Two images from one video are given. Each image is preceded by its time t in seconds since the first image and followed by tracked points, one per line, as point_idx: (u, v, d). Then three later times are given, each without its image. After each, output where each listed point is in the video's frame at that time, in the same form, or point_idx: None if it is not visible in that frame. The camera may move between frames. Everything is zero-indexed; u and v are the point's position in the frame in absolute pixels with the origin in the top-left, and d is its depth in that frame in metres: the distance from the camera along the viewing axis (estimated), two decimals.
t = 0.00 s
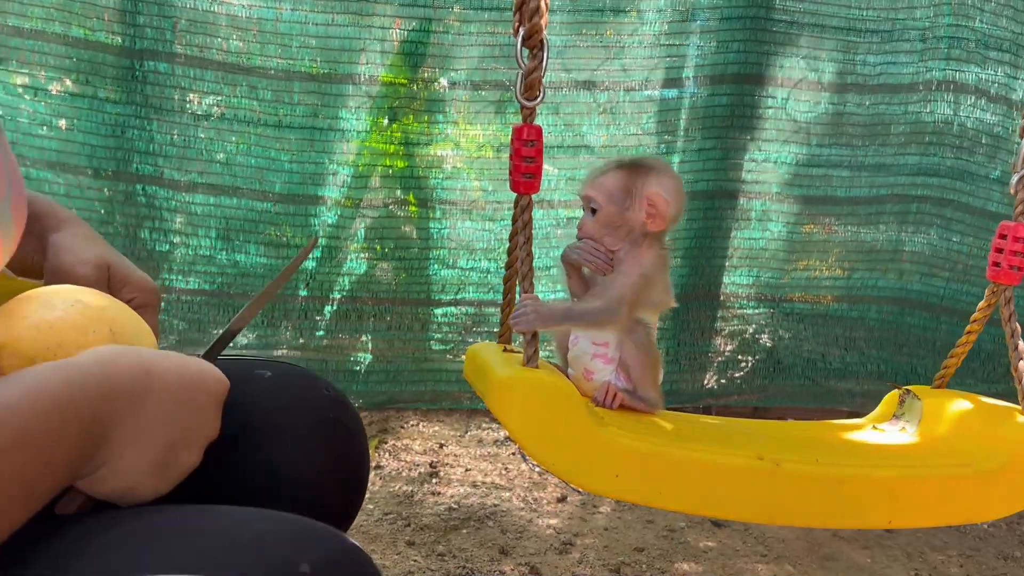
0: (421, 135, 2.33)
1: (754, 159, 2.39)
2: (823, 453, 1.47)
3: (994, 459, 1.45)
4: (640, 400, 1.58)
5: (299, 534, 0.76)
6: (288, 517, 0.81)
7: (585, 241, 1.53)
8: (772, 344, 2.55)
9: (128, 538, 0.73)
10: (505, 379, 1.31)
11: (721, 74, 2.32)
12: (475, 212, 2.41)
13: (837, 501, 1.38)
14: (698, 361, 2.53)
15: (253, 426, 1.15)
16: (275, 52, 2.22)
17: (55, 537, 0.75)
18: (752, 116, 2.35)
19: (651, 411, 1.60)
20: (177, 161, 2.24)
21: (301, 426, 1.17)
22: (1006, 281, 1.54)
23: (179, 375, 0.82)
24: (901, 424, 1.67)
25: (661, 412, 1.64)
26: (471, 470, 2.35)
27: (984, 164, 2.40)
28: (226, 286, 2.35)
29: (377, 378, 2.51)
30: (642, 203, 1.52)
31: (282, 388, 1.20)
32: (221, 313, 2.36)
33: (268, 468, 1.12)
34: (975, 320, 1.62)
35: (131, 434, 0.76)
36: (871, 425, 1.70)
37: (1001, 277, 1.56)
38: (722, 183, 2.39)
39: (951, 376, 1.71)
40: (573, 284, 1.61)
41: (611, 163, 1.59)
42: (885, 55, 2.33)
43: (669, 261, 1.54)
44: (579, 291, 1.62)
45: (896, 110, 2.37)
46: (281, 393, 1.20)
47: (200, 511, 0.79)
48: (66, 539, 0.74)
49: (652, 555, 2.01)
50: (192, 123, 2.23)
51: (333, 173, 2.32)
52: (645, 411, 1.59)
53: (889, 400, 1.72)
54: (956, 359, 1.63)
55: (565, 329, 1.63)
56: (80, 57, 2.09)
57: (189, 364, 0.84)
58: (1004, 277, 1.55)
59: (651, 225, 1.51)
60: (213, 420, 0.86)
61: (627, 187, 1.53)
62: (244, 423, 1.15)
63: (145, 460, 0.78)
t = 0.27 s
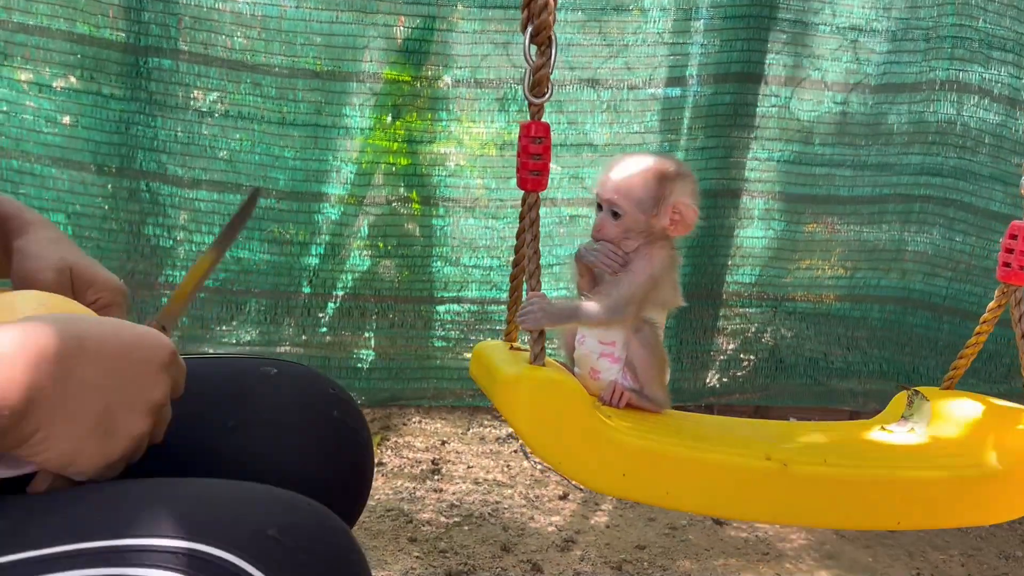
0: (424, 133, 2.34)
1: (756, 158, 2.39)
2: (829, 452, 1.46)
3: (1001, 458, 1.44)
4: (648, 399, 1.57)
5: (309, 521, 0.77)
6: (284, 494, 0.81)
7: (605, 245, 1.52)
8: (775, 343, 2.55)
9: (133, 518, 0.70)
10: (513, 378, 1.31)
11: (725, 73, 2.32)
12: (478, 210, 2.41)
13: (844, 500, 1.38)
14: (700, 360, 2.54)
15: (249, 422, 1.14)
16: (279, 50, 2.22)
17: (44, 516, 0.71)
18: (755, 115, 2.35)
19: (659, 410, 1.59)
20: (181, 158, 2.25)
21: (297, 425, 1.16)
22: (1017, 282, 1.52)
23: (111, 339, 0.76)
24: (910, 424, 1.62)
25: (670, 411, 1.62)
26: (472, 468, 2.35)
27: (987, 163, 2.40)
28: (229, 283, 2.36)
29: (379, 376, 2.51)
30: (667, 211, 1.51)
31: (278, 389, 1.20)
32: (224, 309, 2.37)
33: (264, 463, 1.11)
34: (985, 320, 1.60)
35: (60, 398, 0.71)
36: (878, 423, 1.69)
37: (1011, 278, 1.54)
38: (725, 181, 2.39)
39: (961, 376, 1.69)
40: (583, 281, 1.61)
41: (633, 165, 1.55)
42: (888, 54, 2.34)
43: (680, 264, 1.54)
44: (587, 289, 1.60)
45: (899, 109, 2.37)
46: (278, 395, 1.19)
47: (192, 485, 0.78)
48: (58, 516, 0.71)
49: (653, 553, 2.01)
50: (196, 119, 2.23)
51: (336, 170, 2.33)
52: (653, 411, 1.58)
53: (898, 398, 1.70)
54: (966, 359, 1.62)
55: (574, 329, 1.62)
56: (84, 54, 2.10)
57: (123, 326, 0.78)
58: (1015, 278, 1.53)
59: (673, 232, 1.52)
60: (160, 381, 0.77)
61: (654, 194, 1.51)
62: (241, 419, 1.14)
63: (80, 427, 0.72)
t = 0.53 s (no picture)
0: (425, 131, 2.34)
1: (756, 157, 2.39)
2: (832, 452, 1.45)
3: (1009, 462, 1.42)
4: (650, 399, 1.56)
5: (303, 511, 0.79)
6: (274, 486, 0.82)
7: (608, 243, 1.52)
8: (775, 342, 2.55)
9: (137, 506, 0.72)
10: (514, 377, 1.31)
11: (725, 71, 2.31)
12: (478, 208, 2.42)
13: (846, 501, 1.36)
14: (700, 359, 2.54)
15: (254, 422, 1.13)
16: (280, 47, 2.22)
17: (46, 498, 0.73)
18: (756, 114, 2.35)
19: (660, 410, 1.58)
20: (182, 155, 2.24)
21: (302, 429, 1.15)
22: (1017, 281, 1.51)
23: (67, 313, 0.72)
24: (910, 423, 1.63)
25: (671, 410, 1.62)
26: (472, 465, 2.35)
27: (987, 162, 2.40)
28: (229, 281, 2.35)
29: (379, 374, 2.51)
30: (672, 211, 1.51)
31: (284, 390, 1.20)
32: (224, 307, 2.36)
33: (263, 458, 1.10)
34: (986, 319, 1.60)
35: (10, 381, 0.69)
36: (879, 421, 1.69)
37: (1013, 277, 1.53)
38: (726, 180, 2.39)
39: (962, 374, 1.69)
40: (586, 281, 1.60)
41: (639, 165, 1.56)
42: (888, 53, 2.34)
43: (684, 264, 1.54)
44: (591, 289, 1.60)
45: (900, 108, 2.37)
46: (285, 396, 1.19)
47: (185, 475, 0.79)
48: (59, 499, 0.72)
49: (653, 551, 2.01)
50: (197, 117, 2.23)
51: (337, 168, 2.33)
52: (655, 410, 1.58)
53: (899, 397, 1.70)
54: (967, 358, 1.62)
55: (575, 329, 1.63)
56: (85, 50, 2.10)
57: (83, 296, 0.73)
58: (1016, 277, 1.52)
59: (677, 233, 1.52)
60: (121, 365, 0.73)
61: (659, 194, 1.51)
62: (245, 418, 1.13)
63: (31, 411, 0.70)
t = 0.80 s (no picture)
0: (426, 129, 2.34)
1: (757, 156, 2.39)
2: (834, 447, 1.45)
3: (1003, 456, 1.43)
4: (651, 395, 1.55)
5: (291, 496, 0.79)
6: (262, 470, 0.83)
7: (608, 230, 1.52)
8: (775, 340, 2.55)
9: (132, 491, 0.71)
10: (515, 374, 1.31)
11: (726, 69, 2.32)
12: (479, 206, 2.42)
13: (847, 496, 1.36)
14: (700, 357, 2.54)
15: (244, 415, 1.14)
16: (282, 45, 2.23)
17: (36, 483, 0.72)
18: (756, 112, 2.35)
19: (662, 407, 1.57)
20: (184, 153, 2.25)
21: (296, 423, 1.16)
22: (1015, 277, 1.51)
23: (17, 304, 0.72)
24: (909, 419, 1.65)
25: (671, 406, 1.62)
26: (473, 463, 2.35)
27: (988, 161, 2.40)
28: (230, 279, 2.35)
29: (380, 371, 2.52)
30: (673, 203, 1.52)
31: (272, 382, 1.20)
32: (225, 305, 2.36)
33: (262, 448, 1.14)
34: (983, 315, 1.60)
35: None
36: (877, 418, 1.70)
37: (1010, 273, 1.53)
38: (726, 178, 2.39)
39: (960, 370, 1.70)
40: (586, 271, 1.60)
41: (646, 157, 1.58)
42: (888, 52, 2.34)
43: (684, 261, 1.54)
44: (591, 282, 1.60)
45: (900, 106, 2.38)
46: (274, 387, 1.19)
47: (175, 461, 0.79)
48: (54, 482, 0.72)
49: (653, 548, 2.02)
50: (199, 115, 2.24)
51: (338, 166, 2.33)
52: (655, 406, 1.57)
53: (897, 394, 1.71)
54: (964, 354, 1.62)
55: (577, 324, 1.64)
56: (86, 48, 2.10)
57: (28, 284, 0.74)
58: (1013, 273, 1.52)
59: (677, 226, 1.52)
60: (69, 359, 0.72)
61: (662, 185, 1.53)
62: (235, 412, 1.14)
63: None
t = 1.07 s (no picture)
0: (424, 127, 2.34)
1: (755, 154, 2.40)
2: (827, 441, 1.45)
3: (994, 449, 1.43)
4: (645, 388, 1.56)
5: (288, 494, 0.79)
6: (259, 469, 0.83)
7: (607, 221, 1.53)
8: (773, 338, 2.56)
9: (128, 495, 0.71)
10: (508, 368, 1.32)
11: (724, 67, 2.32)
12: (478, 205, 2.43)
13: (841, 490, 1.36)
14: (699, 354, 2.55)
15: (245, 415, 1.14)
16: (281, 44, 2.23)
17: (35, 488, 0.72)
18: (754, 110, 2.36)
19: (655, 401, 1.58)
20: (183, 153, 2.25)
21: (298, 422, 1.17)
22: (1008, 272, 1.51)
23: None
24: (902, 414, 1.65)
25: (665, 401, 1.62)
26: (473, 461, 2.36)
27: (986, 158, 2.40)
28: (229, 278, 2.36)
29: (379, 370, 2.52)
30: (672, 202, 1.52)
31: (276, 380, 1.20)
32: (224, 304, 2.37)
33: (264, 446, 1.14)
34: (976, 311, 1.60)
35: None
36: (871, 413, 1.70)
37: (1003, 268, 1.53)
38: (725, 175, 2.39)
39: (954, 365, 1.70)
40: (582, 261, 1.59)
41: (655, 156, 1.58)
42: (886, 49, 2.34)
43: (678, 262, 1.54)
44: (587, 275, 1.59)
45: (899, 104, 2.38)
46: (276, 385, 1.19)
47: (173, 463, 0.79)
48: (53, 488, 0.72)
49: (653, 546, 2.02)
50: (198, 114, 2.24)
51: (337, 165, 2.34)
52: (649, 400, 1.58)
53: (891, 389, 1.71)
54: (956, 350, 1.62)
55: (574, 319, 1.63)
56: (84, 48, 2.10)
57: None
58: (1006, 268, 1.51)
59: (673, 226, 1.52)
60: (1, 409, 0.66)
61: (664, 182, 1.53)
62: (235, 411, 1.14)
63: None
